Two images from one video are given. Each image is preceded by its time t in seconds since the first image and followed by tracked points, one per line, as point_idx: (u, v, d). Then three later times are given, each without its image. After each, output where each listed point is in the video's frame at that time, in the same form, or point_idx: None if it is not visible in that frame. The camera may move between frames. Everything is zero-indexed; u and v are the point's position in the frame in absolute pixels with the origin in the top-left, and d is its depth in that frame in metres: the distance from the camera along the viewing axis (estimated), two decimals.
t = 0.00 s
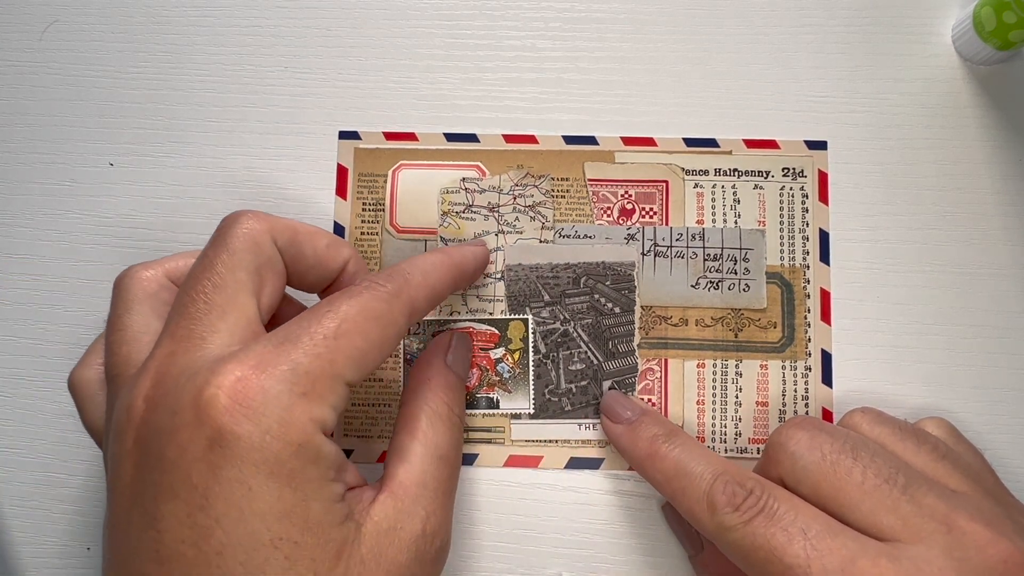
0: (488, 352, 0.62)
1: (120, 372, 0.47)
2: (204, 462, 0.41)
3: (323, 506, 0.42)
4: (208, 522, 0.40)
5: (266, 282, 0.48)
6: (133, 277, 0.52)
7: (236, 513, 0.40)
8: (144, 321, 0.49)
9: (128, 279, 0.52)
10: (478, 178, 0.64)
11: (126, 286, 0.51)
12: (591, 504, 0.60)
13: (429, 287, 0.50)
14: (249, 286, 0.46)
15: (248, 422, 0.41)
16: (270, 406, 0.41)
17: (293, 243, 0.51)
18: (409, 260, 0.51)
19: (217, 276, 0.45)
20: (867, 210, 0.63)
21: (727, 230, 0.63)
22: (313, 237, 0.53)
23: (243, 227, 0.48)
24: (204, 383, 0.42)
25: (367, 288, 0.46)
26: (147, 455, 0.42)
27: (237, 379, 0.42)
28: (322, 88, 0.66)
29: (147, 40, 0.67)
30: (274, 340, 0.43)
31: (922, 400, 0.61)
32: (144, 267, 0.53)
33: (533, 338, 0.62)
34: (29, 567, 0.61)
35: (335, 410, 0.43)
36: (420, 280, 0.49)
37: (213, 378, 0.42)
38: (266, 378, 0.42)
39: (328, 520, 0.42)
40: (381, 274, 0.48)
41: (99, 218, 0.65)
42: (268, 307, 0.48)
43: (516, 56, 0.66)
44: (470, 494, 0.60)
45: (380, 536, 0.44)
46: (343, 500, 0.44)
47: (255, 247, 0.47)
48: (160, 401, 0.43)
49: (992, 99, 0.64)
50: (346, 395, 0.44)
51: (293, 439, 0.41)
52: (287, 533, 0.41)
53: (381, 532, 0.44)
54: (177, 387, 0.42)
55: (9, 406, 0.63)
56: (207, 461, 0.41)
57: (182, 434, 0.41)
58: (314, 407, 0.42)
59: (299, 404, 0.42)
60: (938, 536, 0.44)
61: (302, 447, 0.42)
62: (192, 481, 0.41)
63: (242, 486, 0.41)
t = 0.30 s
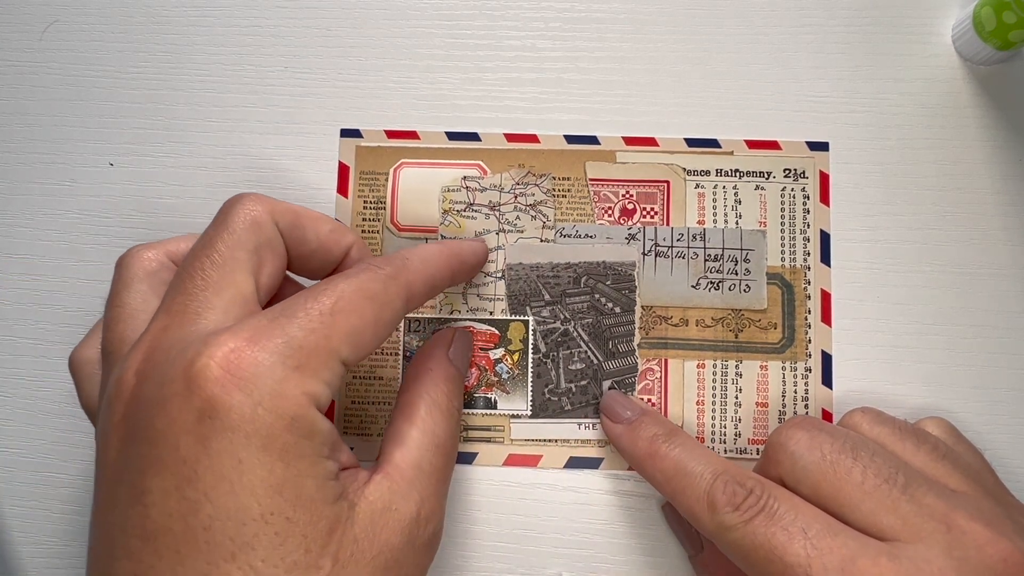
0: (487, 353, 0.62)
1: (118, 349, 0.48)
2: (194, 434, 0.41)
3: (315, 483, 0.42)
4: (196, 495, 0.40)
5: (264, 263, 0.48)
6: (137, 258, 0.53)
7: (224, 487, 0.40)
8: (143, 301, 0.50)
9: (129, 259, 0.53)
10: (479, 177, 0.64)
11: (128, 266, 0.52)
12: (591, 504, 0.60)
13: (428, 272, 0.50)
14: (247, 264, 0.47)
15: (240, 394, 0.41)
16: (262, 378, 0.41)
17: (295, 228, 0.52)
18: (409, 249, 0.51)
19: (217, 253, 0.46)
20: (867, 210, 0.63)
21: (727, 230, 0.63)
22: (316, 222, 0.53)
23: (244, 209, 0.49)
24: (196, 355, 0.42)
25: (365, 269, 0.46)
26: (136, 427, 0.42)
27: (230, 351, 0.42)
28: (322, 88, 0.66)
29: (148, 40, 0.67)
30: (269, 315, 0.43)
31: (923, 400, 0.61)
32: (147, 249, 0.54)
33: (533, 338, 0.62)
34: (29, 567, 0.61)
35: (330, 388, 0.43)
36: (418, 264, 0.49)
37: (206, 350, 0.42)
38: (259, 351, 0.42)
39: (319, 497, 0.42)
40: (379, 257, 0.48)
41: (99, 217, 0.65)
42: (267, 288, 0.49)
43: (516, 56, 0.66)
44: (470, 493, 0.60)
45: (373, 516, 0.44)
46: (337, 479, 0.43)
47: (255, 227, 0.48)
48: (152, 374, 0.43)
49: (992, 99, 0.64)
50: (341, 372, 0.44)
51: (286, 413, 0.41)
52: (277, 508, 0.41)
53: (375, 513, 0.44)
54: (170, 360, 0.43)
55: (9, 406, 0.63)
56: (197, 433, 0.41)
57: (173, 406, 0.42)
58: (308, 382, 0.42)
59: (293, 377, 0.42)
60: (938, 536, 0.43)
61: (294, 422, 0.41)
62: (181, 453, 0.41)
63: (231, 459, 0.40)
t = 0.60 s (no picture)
0: (463, 356, 0.62)
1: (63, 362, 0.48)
2: (124, 457, 0.41)
3: (255, 496, 0.42)
4: (130, 518, 0.40)
5: (207, 270, 0.48)
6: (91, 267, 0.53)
7: (158, 508, 0.40)
8: (89, 311, 0.51)
9: (80, 267, 0.53)
10: (479, 177, 0.64)
11: (77, 276, 0.53)
12: (591, 504, 0.60)
13: (369, 258, 0.49)
14: (186, 272, 0.47)
15: (167, 412, 0.41)
16: (191, 396, 0.41)
17: (242, 231, 0.51)
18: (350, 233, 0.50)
19: (155, 265, 0.46)
20: (867, 210, 0.63)
21: (727, 230, 0.63)
22: (266, 223, 0.53)
23: (189, 217, 0.49)
24: (124, 373, 0.42)
25: (300, 262, 0.46)
26: (71, 447, 0.42)
27: (156, 369, 0.41)
28: (322, 88, 0.66)
29: (147, 40, 0.67)
30: (196, 327, 0.43)
31: (923, 400, 0.61)
32: (98, 258, 0.54)
33: (533, 337, 0.62)
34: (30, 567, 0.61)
35: (265, 396, 0.43)
36: (360, 249, 0.49)
37: (132, 369, 0.42)
38: (185, 367, 0.41)
39: (261, 512, 0.42)
40: (316, 247, 0.48)
41: (98, 217, 0.65)
42: (211, 293, 0.49)
43: (516, 56, 0.66)
44: (469, 493, 0.60)
45: (325, 524, 0.44)
46: (284, 488, 0.44)
47: (198, 234, 0.49)
48: (84, 393, 0.43)
49: (992, 99, 0.64)
50: (278, 376, 0.44)
51: (218, 429, 0.41)
52: (217, 525, 0.41)
53: (326, 522, 0.44)
54: (100, 379, 0.43)
55: (9, 406, 0.63)
56: (127, 455, 0.41)
57: (102, 428, 0.42)
58: (238, 394, 0.42)
59: (223, 391, 0.42)
60: (939, 536, 0.43)
61: (228, 436, 0.41)
62: (112, 476, 0.41)
63: (164, 480, 0.41)
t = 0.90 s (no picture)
0: (457, 356, 0.62)
1: None
2: (25, 454, 0.42)
3: (162, 483, 0.43)
4: (38, 514, 0.42)
5: (107, 271, 0.49)
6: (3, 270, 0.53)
7: (63, 502, 0.42)
8: None
9: None
10: (479, 176, 0.64)
11: None
12: (591, 504, 0.60)
13: (269, 242, 0.49)
14: (83, 273, 0.48)
15: (65, 408, 0.42)
16: (86, 390, 0.42)
17: (144, 230, 0.52)
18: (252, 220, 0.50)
19: (52, 268, 0.47)
20: (867, 210, 0.63)
21: (727, 230, 0.63)
22: (168, 219, 0.53)
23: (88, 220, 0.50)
24: (21, 373, 0.42)
25: (195, 252, 0.46)
26: None
27: (52, 366, 0.42)
28: (322, 88, 0.66)
29: (148, 40, 0.67)
30: (91, 321, 0.43)
31: (922, 400, 0.61)
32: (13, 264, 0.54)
33: (533, 337, 0.62)
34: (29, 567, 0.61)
35: (164, 383, 0.44)
36: (261, 235, 0.49)
37: (29, 369, 0.42)
38: (78, 362, 0.42)
39: (169, 500, 0.43)
40: (214, 234, 0.48)
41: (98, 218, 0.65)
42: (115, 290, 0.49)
43: (516, 56, 0.66)
44: (469, 493, 0.60)
45: (236, 507, 0.45)
46: (193, 475, 0.45)
47: (97, 234, 0.49)
48: None
49: (992, 99, 0.64)
50: (179, 363, 0.44)
51: (117, 419, 0.42)
52: (122, 512, 0.42)
53: (238, 505, 0.45)
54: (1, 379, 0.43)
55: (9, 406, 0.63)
56: (30, 453, 0.42)
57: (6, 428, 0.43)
58: (134, 383, 0.42)
59: (123, 381, 0.42)
60: (938, 536, 0.43)
61: (127, 427, 0.42)
62: (15, 473, 0.42)
63: (66, 474, 0.41)
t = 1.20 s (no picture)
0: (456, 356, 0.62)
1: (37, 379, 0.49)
2: (97, 481, 0.42)
3: (227, 518, 0.42)
4: (103, 541, 0.41)
5: (178, 288, 0.49)
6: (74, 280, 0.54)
7: (131, 531, 0.41)
8: (69, 330, 0.51)
9: (64, 281, 0.54)
10: (479, 176, 0.64)
11: (57, 292, 0.53)
12: (591, 504, 0.60)
13: (341, 281, 0.50)
14: (158, 292, 0.48)
15: (141, 434, 0.41)
16: (165, 419, 0.42)
17: (211, 244, 0.52)
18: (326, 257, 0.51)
19: (126, 285, 0.47)
20: (867, 210, 0.63)
21: (727, 230, 0.63)
22: (232, 233, 0.54)
23: (156, 233, 0.50)
24: (97, 397, 0.42)
25: (270, 280, 0.47)
26: (47, 469, 0.43)
27: (131, 393, 0.42)
28: (322, 88, 0.66)
29: (148, 40, 0.67)
30: (170, 347, 0.43)
31: (922, 400, 0.61)
32: (83, 275, 0.54)
33: (533, 337, 0.62)
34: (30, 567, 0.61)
35: (236, 414, 0.44)
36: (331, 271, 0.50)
37: (106, 393, 0.42)
38: (159, 390, 0.42)
39: (234, 536, 0.42)
40: (290, 264, 0.49)
41: (99, 217, 0.65)
42: (183, 311, 0.49)
43: (516, 56, 0.66)
44: (469, 493, 0.60)
45: (296, 547, 0.44)
46: (257, 510, 0.44)
47: (167, 251, 0.49)
48: (58, 416, 0.44)
49: (993, 99, 0.64)
50: (249, 395, 0.45)
51: (190, 450, 0.42)
52: (189, 545, 0.41)
53: (296, 544, 0.44)
54: (74, 402, 0.43)
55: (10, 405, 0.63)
56: (101, 477, 0.42)
57: (75, 451, 0.42)
58: (210, 415, 0.43)
59: (197, 413, 0.42)
60: (938, 535, 0.43)
61: (201, 458, 0.42)
62: (85, 499, 0.41)
63: (136, 503, 0.41)
